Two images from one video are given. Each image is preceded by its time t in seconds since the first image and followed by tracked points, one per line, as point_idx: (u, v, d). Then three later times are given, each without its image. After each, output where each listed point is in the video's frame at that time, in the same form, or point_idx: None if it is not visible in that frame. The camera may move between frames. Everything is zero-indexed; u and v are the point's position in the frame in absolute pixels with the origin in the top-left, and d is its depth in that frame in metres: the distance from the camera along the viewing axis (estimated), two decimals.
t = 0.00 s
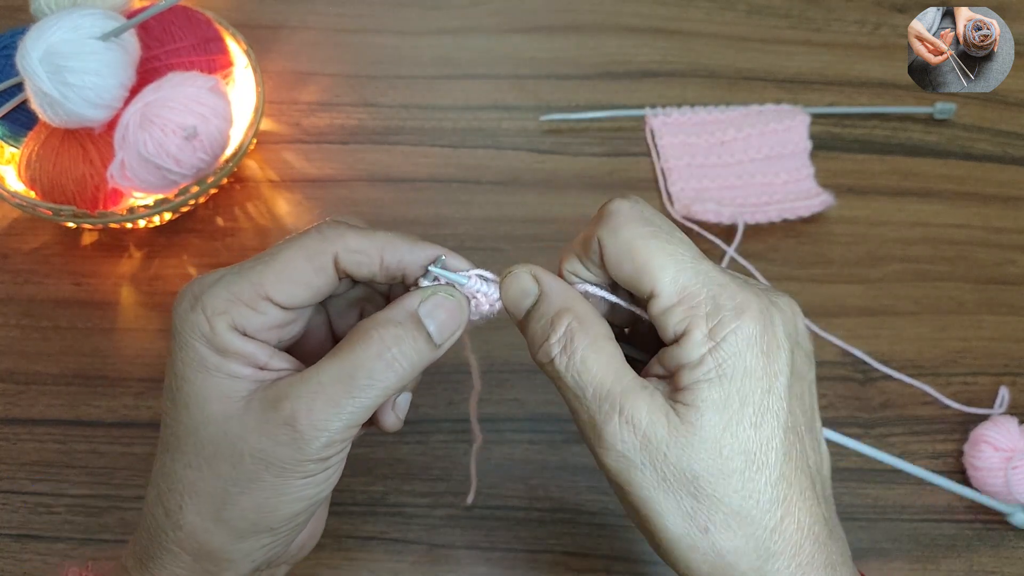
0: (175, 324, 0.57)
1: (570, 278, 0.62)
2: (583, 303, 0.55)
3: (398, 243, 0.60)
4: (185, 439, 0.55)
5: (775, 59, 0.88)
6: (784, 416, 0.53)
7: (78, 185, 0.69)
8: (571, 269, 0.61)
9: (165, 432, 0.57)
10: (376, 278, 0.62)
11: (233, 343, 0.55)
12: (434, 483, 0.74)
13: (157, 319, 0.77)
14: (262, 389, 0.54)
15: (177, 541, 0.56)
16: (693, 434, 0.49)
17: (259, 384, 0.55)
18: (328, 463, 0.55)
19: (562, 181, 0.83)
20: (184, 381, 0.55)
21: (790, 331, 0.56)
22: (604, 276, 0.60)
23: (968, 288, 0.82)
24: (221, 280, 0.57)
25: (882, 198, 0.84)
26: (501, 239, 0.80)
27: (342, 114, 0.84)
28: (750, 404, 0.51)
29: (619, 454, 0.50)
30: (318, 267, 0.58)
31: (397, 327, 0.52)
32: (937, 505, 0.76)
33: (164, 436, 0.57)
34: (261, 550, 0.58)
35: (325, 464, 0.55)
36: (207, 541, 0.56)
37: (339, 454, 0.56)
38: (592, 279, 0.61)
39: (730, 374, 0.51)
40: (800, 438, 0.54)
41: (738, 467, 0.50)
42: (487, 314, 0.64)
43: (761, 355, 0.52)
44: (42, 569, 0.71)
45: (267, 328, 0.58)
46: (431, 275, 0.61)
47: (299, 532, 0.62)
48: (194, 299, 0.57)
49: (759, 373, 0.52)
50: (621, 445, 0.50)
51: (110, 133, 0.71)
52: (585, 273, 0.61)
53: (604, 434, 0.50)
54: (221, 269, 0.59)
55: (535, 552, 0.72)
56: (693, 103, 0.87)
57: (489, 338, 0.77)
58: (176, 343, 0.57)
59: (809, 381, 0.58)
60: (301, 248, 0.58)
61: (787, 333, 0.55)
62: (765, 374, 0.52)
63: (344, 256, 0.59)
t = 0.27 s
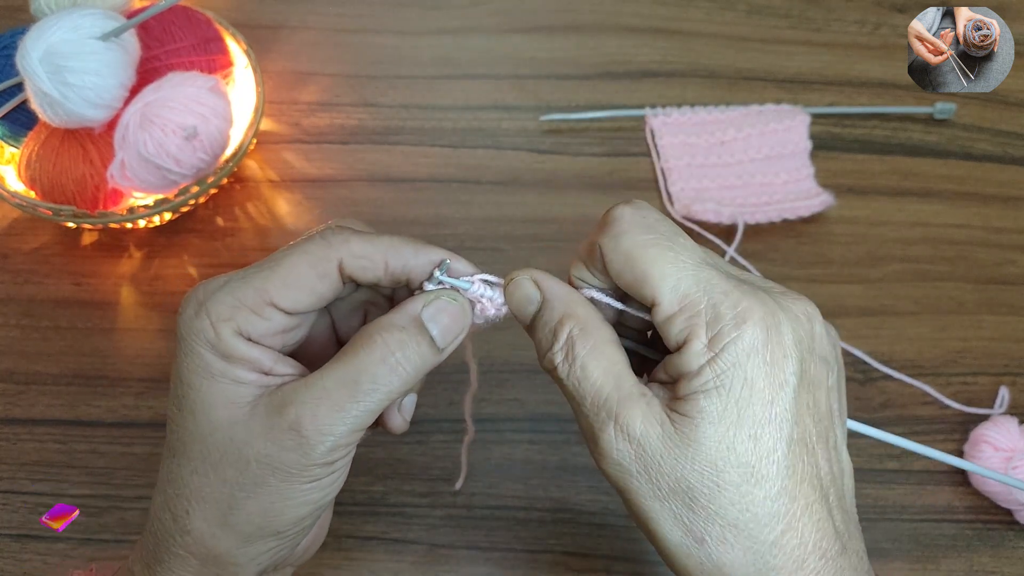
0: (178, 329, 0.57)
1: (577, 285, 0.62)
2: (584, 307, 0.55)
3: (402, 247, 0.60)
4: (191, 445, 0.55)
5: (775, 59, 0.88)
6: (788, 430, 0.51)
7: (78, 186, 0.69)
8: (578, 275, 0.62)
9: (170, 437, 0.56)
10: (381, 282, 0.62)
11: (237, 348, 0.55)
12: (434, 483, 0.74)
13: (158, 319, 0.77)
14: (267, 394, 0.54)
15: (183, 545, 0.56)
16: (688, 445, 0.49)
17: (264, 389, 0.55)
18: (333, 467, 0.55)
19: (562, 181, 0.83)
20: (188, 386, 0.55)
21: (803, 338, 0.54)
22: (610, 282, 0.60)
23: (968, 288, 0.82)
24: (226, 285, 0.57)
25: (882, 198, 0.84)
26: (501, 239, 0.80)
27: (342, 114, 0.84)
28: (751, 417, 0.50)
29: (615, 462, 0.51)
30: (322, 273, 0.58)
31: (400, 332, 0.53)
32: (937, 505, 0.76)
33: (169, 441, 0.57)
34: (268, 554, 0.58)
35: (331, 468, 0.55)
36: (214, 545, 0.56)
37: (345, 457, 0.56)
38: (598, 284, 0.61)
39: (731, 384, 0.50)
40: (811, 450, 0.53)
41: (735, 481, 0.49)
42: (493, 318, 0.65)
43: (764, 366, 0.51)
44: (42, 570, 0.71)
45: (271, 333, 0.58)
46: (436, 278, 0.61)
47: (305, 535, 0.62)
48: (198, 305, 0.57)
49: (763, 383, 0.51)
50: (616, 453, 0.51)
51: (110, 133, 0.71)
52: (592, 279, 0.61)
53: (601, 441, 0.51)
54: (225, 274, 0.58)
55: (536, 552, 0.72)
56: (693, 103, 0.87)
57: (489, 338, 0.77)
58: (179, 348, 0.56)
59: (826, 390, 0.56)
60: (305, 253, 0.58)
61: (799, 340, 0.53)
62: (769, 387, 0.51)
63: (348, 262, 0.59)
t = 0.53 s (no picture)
0: (175, 339, 0.57)
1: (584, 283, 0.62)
2: (591, 305, 0.54)
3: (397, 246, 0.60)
4: (191, 455, 0.55)
5: (775, 59, 0.88)
6: (796, 429, 0.51)
7: (78, 186, 0.69)
8: (584, 273, 0.61)
9: (169, 446, 0.57)
10: (377, 283, 0.61)
11: (232, 356, 0.55)
12: (434, 483, 0.74)
13: (157, 320, 0.77)
14: (263, 402, 0.54)
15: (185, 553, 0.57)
16: (699, 442, 0.49)
17: (261, 397, 0.55)
18: (333, 473, 0.55)
19: (562, 181, 0.83)
20: (186, 395, 0.56)
21: (810, 337, 0.54)
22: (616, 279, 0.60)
23: (967, 288, 0.82)
24: (220, 291, 0.57)
25: (882, 198, 0.84)
26: (501, 239, 0.80)
27: (342, 114, 0.84)
28: (761, 414, 0.50)
29: (622, 459, 0.51)
30: (316, 276, 0.58)
31: (396, 336, 0.52)
32: (936, 505, 0.76)
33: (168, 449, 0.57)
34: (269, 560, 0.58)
35: (330, 475, 0.55)
36: (215, 553, 0.56)
37: (344, 463, 0.56)
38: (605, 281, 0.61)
39: (743, 380, 0.50)
40: (817, 449, 0.53)
41: (745, 479, 0.49)
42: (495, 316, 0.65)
43: (774, 363, 0.51)
44: (42, 570, 0.71)
45: (268, 339, 0.58)
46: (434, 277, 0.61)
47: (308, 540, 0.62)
48: (193, 313, 0.57)
49: (773, 380, 0.51)
50: (624, 450, 0.50)
51: (110, 133, 0.71)
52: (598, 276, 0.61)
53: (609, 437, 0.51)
54: (220, 281, 0.58)
55: (535, 552, 0.72)
56: (693, 103, 0.87)
57: (489, 338, 0.77)
58: (177, 358, 0.57)
59: (831, 389, 0.56)
60: (300, 255, 0.58)
61: (807, 338, 0.53)
62: (778, 384, 0.51)
63: (343, 264, 0.58)
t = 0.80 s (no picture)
0: (188, 354, 0.56)
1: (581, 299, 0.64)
2: (581, 326, 0.57)
3: (413, 264, 0.60)
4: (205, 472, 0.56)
5: (775, 59, 0.88)
6: (784, 459, 0.49)
7: (78, 185, 0.69)
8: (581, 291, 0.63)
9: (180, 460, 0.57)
10: (393, 299, 0.62)
11: (252, 371, 0.55)
12: (434, 483, 0.74)
13: (158, 320, 0.77)
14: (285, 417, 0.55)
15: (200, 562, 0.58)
16: (675, 475, 0.49)
17: (280, 411, 0.55)
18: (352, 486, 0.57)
19: (562, 181, 0.83)
20: (201, 411, 0.55)
21: (803, 357, 0.51)
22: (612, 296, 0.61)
23: (967, 288, 0.82)
24: (236, 307, 0.56)
25: (882, 198, 0.84)
26: (501, 239, 0.80)
27: (342, 114, 0.84)
28: (741, 445, 0.49)
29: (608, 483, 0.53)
30: (337, 292, 0.58)
31: (416, 353, 0.54)
32: (936, 505, 0.76)
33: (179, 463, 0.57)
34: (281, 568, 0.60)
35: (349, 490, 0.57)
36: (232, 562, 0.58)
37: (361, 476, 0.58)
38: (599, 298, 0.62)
39: (720, 413, 0.49)
40: (812, 473, 0.51)
41: (725, 510, 0.49)
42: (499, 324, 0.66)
43: (756, 391, 0.49)
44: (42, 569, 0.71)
45: (285, 354, 0.58)
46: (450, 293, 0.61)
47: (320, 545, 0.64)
48: (207, 328, 0.56)
49: (757, 409, 0.49)
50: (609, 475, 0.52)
51: (110, 133, 0.71)
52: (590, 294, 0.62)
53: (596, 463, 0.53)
54: (232, 295, 0.57)
55: (535, 552, 0.72)
56: (693, 104, 0.87)
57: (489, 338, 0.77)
58: (189, 372, 0.56)
59: (836, 406, 0.53)
60: (321, 273, 0.57)
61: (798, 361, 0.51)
62: (762, 413, 0.49)
63: (362, 280, 0.59)
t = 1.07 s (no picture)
0: (189, 388, 0.56)
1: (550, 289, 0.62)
2: (562, 323, 0.54)
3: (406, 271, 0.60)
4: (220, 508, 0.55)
5: (775, 59, 0.88)
6: (755, 455, 0.51)
7: (78, 186, 0.69)
8: (551, 280, 0.61)
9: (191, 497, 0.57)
10: (390, 311, 0.61)
11: (257, 396, 0.55)
12: (434, 483, 0.74)
13: (158, 319, 0.77)
14: (298, 438, 0.55)
15: None
16: (659, 466, 0.50)
17: (290, 431, 0.56)
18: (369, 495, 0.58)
19: (562, 181, 0.83)
20: (212, 445, 0.55)
21: (763, 354, 0.55)
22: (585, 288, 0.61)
23: (967, 289, 0.82)
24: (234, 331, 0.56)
25: (882, 198, 0.84)
26: (501, 239, 0.80)
27: (342, 114, 0.84)
28: (719, 435, 0.50)
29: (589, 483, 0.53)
30: (335, 306, 0.57)
31: (424, 361, 0.55)
32: (936, 505, 0.76)
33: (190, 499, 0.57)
34: None
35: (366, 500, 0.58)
36: None
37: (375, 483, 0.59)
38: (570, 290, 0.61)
39: (700, 402, 0.50)
40: (779, 463, 0.54)
41: (706, 498, 0.50)
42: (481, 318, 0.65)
43: (730, 383, 0.51)
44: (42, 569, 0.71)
45: (288, 372, 0.58)
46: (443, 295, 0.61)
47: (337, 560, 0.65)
48: (206, 358, 0.56)
49: (732, 398, 0.51)
50: (591, 473, 0.53)
51: (110, 133, 0.70)
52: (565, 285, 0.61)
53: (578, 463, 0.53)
54: (226, 320, 0.57)
55: (535, 552, 0.72)
56: (693, 104, 0.87)
57: (489, 338, 0.77)
58: (194, 407, 0.56)
59: (788, 404, 0.57)
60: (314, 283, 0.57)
61: (761, 357, 0.54)
62: (736, 403, 0.51)
63: (359, 291, 0.58)
